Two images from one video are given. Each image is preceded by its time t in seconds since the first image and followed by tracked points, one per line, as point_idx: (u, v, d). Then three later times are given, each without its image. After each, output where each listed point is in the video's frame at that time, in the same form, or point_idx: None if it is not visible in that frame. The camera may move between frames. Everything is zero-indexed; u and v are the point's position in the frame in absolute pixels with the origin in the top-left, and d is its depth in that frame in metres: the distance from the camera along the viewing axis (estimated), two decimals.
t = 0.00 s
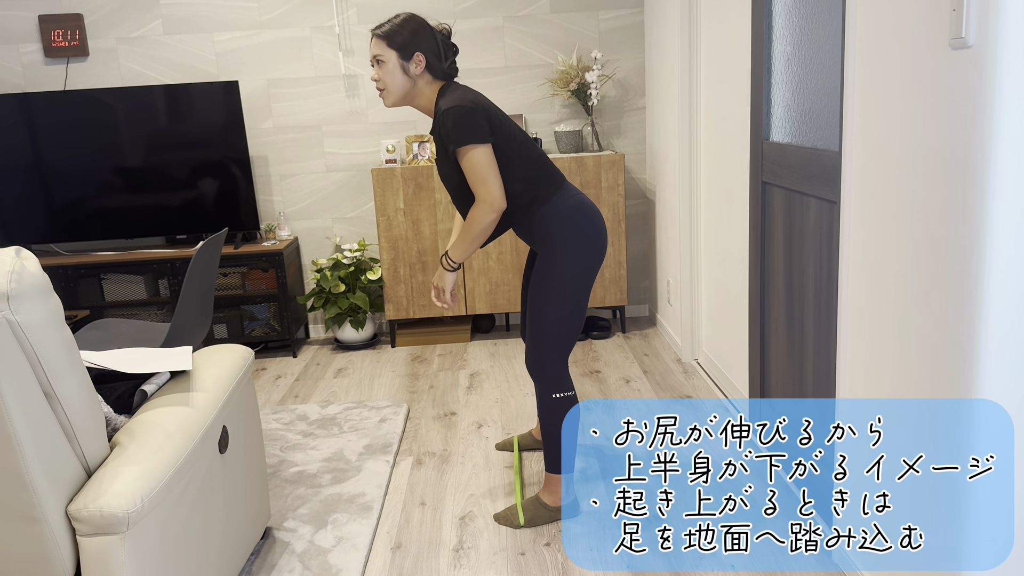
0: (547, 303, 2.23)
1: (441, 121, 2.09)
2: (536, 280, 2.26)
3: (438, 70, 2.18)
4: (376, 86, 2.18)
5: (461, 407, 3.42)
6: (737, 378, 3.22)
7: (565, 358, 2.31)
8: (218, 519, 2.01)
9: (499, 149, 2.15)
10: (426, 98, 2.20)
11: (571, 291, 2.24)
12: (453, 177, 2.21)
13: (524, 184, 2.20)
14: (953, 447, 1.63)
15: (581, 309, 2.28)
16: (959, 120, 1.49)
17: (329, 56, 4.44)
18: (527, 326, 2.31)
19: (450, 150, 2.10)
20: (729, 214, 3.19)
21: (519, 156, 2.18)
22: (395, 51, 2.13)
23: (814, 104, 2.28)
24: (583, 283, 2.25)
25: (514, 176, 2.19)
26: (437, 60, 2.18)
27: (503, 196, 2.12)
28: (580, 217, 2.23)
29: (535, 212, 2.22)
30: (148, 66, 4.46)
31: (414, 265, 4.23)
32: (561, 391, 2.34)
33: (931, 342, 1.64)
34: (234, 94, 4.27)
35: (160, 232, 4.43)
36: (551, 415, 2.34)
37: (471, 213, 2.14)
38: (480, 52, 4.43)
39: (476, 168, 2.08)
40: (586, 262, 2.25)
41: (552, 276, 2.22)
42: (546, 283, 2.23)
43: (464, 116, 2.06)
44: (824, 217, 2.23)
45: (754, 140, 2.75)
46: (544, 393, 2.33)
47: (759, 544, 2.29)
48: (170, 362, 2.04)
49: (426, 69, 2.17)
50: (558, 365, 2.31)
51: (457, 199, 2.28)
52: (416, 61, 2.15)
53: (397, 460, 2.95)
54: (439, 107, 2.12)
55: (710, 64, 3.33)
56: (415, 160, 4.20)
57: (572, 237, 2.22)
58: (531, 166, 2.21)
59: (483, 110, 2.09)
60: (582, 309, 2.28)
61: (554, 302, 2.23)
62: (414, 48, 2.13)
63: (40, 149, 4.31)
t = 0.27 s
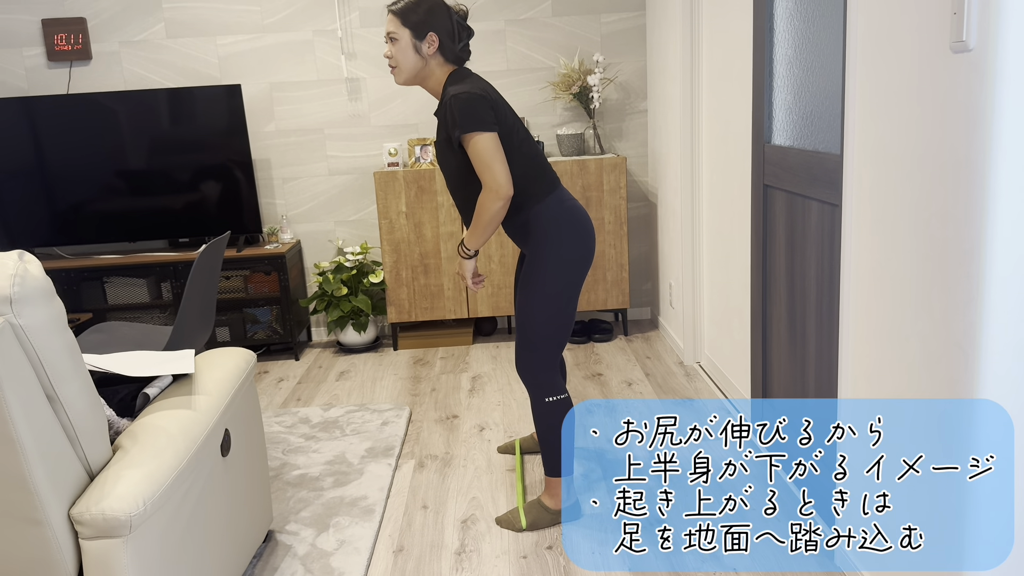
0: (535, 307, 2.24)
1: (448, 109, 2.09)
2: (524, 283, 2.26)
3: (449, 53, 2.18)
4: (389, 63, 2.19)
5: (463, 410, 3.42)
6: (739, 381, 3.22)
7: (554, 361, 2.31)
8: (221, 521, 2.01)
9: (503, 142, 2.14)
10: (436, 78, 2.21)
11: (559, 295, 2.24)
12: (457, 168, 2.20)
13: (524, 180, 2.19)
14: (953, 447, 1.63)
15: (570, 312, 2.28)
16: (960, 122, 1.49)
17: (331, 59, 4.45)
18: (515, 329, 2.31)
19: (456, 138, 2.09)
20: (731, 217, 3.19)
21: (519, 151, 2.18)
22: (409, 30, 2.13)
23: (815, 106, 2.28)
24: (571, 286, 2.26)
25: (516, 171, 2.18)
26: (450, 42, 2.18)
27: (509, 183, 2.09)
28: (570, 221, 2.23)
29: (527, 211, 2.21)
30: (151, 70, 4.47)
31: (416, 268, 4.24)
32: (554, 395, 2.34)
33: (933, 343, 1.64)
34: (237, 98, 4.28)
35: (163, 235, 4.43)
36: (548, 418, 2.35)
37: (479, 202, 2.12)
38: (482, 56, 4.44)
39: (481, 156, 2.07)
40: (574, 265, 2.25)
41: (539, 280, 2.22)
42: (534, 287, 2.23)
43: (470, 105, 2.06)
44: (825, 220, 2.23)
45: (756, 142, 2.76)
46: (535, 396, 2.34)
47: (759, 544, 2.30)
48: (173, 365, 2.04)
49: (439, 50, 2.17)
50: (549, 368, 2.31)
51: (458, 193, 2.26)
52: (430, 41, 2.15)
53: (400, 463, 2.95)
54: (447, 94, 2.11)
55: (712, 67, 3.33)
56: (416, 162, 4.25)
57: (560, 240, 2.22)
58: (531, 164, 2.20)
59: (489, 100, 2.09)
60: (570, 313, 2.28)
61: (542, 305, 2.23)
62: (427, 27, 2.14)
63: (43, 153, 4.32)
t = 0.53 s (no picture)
0: (536, 309, 2.23)
1: (450, 112, 2.09)
2: (526, 285, 2.25)
3: (452, 56, 2.18)
4: (392, 67, 2.20)
5: (464, 413, 3.42)
6: (740, 383, 3.22)
7: (555, 363, 2.31)
8: (222, 523, 2.01)
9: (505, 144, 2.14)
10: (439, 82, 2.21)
11: (560, 296, 2.24)
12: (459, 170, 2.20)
13: (525, 183, 2.19)
14: (953, 448, 1.63)
15: (571, 314, 2.28)
16: (963, 124, 1.49)
17: (333, 62, 4.46)
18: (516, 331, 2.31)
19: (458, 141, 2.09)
20: (732, 220, 3.19)
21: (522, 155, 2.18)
22: (410, 34, 2.14)
23: (817, 109, 2.27)
24: (573, 289, 2.26)
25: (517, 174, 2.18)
26: (452, 45, 2.18)
27: (512, 187, 2.09)
28: (571, 223, 2.23)
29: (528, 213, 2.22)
30: (153, 73, 4.48)
31: (418, 270, 4.24)
32: (555, 397, 2.33)
33: (935, 345, 1.63)
34: (238, 101, 4.29)
35: (164, 238, 4.44)
36: (549, 420, 2.34)
37: (481, 204, 2.12)
38: (483, 59, 4.44)
39: (484, 160, 2.06)
40: (575, 266, 2.24)
41: (540, 282, 2.22)
42: (535, 289, 2.23)
43: (472, 108, 2.06)
44: (827, 222, 2.23)
45: (757, 145, 2.76)
46: (537, 399, 2.33)
47: (759, 544, 2.30)
48: (174, 368, 2.04)
49: (441, 53, 2.17)
50: (550, 371, 2.31)
51: (460, 194, 2.27)
52: (431, 45, 2.15)
53: (401, 466, 2.94)
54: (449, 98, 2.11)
55: (713, 70, 3.34)
56: (417, 165, 4.27)
57: (560, 242, 2.22)
58: (533, 168, 2.20)
59: (491, 103, 2.09)
60: (570, 315, 2.28)
61: (543, 307, 2.22)
62: (428, 32, 2.14)
63: (45, 156, 4.33)
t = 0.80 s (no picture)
0: (537, 310, 2.23)
1: (451, 116, 2.09)
2: (527, 286, 2.26)
3: (451, 60, 2.19)
4: (392, 73, 2.21)
5: (465, 415, 3.42)
6: (741, 385, 3.21)
7: (557, 365, 2.31)
8: (224, 525, 2.01)
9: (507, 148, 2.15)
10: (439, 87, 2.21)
11: (561, 298, 2.24)
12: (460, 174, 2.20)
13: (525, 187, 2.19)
14: (953, 448, 1.63)
15: (573, 316, 2.28)
16: (964, 125, 1.48)
17: (334, 64, 4.46)
18: (518, 333, 2.31)
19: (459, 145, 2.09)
20: (733, 222, 3.19)
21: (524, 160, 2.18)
22: (409, 39, 2.14)
23: (818, 110, 2.27)
24: (574, 291, 2.26)
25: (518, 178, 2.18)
26: (451, 50, 2.18)
27: (514, 189, 2.09)
28: (572, 225, 2.23)
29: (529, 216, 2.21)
30: (154, 75, 4.48)
31: (419, 272, 4.24)
32: (557, 399, 2.33)
33: (936, 346, 1.63)
34: (239, 103, 4.29)
35: (166, 241, 4.44)
36: (551, 421, 2.34)
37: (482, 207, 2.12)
38: (484, 61, 4.45)
39: (484, 164, 2.07)
40: (577, 269, 2.24)
41: (541, 283, 2.22)
42: (536, 290, 2.23)
43: (472, 112, 2.06)
44: (828, 224, 2.23)
45: (758, 147, 2.76)
46: (538, 401, 2.33)
47: (759, 544, 2.30)
48: (176, 370, 2.04)
49: (440, 58, 2.18)
50: (552, 373, 2.31)
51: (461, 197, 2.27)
52: (430, 50, 2.15)
53: (402, 468, 2.94)
54: (450, 103, 2.12)
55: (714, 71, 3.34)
56: (418, 167, 4.27)
57: (561, 243, 2.22)
58: (535, 174, 2.20)
59: (493, 108, 2.10)
60: (572, 316, 2.27)
61: (544, 309, 2.22)
62: (427, 37, 2.14)
63: (46, 158, 4.33)
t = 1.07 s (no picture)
0: (537, 311, 2.23)
1: (445, 117, 2.08)
2: (527, 286, 2.25)
3: (444, 62, 2.18)
4: (388, 80, 2.22)
5: (465, 416, 3.42)
6: (742, 385, 3.21)
7: (558, 366, 2.31)
8: (225, 526, 2.01)
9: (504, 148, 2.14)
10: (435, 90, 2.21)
11: (561, 298, 2.23)
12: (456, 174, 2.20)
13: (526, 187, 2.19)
14: (952, 448, 1.63)
15: (573, 317, 2.28)
16: (963, 125, 1.48)
17: (334, 65, 4.46)
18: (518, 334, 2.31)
19: (455, 146, 2.08)
20: (733, 222, 3.19)
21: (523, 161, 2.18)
22: (401, 45, 2.15)
23: (818, 110, 2.27)
24: (574, 291, 2.25)
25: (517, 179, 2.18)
26: (444, 52, 2.17)
27: (514, 186, 2.09)
28: (571, 225, 2.23)
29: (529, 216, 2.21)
30: (155, 77, 4.48)
31: (419, 273, 4.24)
32: (558, 400, 2.33)
33: (937, 346, 1.63)
34: (240, 104, 4.29)
35: (166, 242, 4.44)
36: (551, 421, 2.34)
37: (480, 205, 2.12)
38: (484, 62, 4.45)
39: (482, 163, 2.06)
40: (577, 269, 2.24)
41: (541, 284, 2.22)
42: (536, 290, 2.23)
43: (467, 112, 2.05)
44: (828, 224, 2.23)
45: (758, 147, 2.76)
46: (539, 401, 2.33)
47: (759, 544, 2.30)
48: (176, 371, 2.04)
49: (433, 61, 2.17)
50: (552, 374, 2.31)
51: (458, 196, 2.26)
52: (423, 54, 2.15)
53: (402, 469, 2.94)
54: (443, 103, 2.11)
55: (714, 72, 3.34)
56: (419, 168, 4.27)
57: (560, 243, 2.22)
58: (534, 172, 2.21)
59: (486, 107, 2.09)
60: (572, 317, 2.27)
61: (544, 309, 2.22)
62: (418, 41, 2.14)
63: (47, 159, 4.33)
